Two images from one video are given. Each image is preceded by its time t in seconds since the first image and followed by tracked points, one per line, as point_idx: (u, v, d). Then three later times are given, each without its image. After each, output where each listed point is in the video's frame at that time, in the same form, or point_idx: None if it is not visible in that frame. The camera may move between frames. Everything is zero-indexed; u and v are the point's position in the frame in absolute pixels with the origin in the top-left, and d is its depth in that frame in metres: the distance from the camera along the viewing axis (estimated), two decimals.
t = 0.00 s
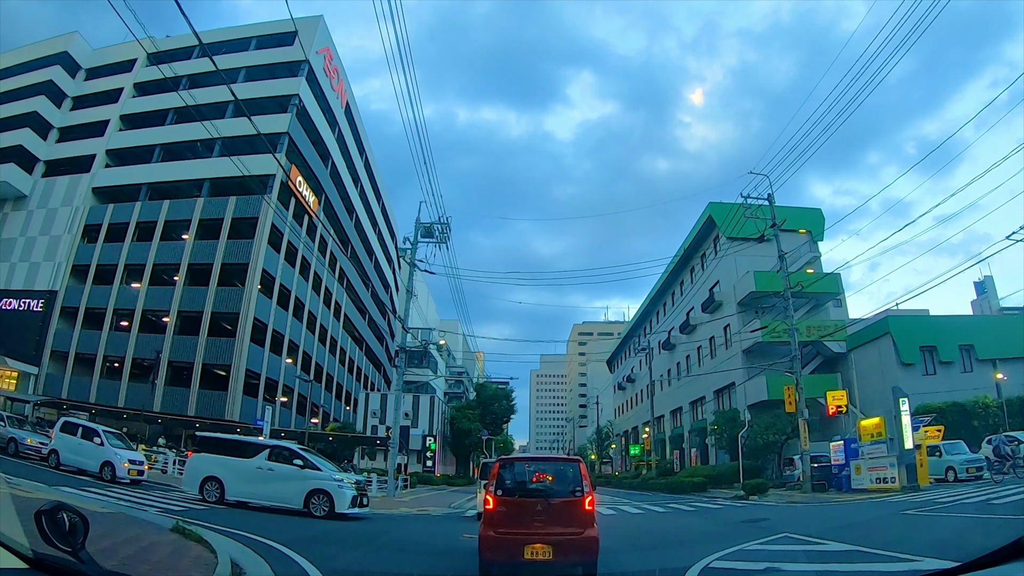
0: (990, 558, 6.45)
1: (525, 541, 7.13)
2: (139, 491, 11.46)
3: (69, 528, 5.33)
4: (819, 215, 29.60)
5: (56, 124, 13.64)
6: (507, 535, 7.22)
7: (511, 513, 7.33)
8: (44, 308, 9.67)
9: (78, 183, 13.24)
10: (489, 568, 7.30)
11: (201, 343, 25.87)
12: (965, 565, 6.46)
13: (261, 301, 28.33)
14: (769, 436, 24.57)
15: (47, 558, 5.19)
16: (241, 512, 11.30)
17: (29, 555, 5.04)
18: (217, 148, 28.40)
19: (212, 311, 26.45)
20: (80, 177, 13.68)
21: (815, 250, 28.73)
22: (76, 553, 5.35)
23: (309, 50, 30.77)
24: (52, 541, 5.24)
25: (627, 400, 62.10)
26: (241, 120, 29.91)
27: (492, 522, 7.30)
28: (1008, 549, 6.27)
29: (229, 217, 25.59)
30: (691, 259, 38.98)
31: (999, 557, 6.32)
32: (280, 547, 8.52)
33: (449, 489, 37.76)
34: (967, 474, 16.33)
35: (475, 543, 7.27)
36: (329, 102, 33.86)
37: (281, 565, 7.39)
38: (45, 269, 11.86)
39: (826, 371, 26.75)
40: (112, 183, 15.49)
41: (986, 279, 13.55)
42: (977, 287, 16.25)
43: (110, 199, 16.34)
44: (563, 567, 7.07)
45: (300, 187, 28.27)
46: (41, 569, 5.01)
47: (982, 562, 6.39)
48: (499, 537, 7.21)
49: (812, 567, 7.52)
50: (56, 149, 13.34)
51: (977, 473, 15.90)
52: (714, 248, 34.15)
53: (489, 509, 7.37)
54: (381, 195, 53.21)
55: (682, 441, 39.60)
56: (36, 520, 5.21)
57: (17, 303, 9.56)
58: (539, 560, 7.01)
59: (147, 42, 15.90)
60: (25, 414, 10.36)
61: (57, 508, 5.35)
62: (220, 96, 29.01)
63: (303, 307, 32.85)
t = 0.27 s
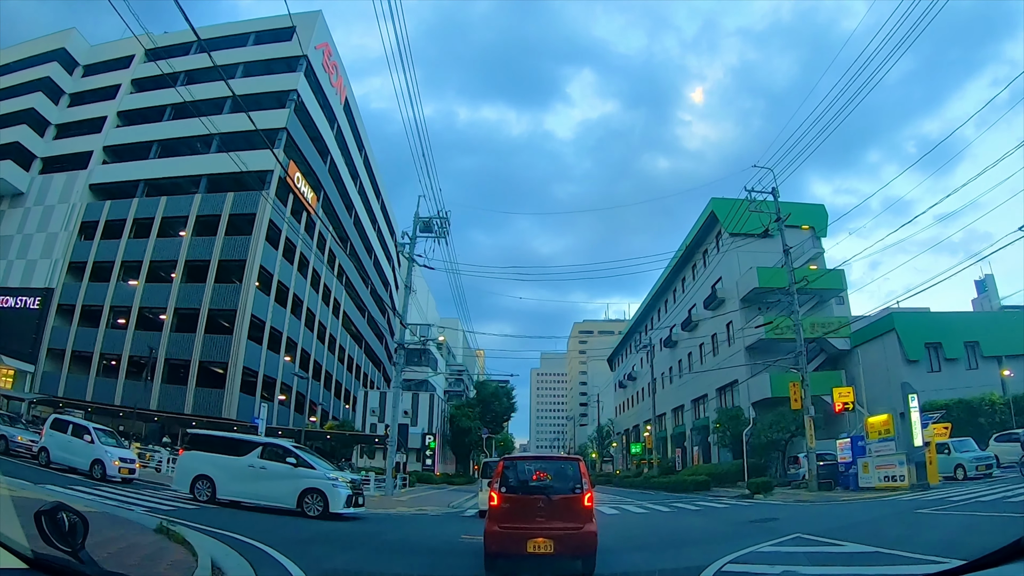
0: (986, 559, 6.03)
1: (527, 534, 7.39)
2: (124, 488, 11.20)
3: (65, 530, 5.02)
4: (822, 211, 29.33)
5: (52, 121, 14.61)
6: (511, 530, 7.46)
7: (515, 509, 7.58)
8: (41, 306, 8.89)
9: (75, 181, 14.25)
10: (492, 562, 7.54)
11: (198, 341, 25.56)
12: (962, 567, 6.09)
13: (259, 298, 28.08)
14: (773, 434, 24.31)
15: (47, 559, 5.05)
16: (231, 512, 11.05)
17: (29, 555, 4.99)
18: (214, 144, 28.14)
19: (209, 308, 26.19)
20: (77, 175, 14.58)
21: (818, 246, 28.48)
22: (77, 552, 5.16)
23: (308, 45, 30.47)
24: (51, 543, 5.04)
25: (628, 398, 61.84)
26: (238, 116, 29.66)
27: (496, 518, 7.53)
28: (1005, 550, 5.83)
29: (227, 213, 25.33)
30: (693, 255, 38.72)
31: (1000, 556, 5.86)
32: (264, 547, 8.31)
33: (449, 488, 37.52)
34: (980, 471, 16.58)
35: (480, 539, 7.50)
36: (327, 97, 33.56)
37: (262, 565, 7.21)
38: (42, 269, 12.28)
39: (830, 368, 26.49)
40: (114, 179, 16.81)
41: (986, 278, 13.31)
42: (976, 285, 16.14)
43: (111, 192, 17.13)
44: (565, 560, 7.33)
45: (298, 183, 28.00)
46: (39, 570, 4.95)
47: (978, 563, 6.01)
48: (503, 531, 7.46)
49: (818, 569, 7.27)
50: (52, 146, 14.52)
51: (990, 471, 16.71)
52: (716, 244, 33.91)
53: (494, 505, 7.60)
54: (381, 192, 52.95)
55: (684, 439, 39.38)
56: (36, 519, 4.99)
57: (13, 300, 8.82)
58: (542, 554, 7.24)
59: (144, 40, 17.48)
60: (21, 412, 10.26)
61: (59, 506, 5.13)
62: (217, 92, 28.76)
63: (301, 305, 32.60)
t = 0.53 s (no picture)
0: (987, 558, 5.95)
1: (529, 528, 7.50)
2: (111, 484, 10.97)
3: (66, 528, 5.10)
4: (825, 206, 29.08)
5: (50, 117, 16.94)
6: (515, 524, 7.58)
7: (518, 504, 7.70)
8: (37, 303, 8.60)
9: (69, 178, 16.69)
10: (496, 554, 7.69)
11: (194, 337, 25.02)
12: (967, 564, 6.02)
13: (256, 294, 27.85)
14: (777, 431, 24.08)
15: (48, 558, 5.12)
16: (220, 510, 10.82)
17: (28, 555, 5.02)
18: (212, 139, 27.91)
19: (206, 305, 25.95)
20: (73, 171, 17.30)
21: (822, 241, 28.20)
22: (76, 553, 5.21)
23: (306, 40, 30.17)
24: (51, 542, 5.10)
25: (629, 395, 61.56)
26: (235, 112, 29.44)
27: (500, 510, 7.68)
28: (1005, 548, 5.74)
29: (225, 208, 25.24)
30: (694, 251, 38.49)
31: (999, 556, 5.80)
32: (249, 546, 8.08)
33: (448, 486, 37.27)
34: (986, 469, 16.08)
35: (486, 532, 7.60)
36: (326, 93, 33.30)
37: (244, 564, 7.01)
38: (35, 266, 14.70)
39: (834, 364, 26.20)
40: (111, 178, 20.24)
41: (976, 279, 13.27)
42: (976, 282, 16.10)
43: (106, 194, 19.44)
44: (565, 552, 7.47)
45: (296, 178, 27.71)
46: (39, 569, 4.96)
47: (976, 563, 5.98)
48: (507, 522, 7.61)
49: (822, 571, 7.04)
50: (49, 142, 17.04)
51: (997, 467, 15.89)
52: (719, 239, 33.69)
53: (498, 500, 7.73)
54: (380, 189, 52.66)
55: (686, 437, 39.18)
56: (37, 519, 5.06)
57: (9, 297, 8.53)
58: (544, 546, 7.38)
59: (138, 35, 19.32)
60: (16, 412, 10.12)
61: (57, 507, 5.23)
62: (214, 87, 28.52)
63: (300, 302, 32.39)
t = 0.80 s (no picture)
0: (988, 558, 6.01)
1: (531, 521, 8.30)
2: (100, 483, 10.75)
3: (66, 529, 5.28)
4: (828, 200, 28.80)
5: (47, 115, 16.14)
6: (517, 517, 8.40)
7: (520, 498, 8.54)
8: (32, 302, 9.77)
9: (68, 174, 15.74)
10: (500, 546, 8.47)
11: (191, 334, 25.24)
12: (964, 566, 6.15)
13: (253, 290, 27.62)
14: (781, 428, 23.85)
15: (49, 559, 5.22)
16: (212, 510, 10.59)
17: (29, 556, 5.07)
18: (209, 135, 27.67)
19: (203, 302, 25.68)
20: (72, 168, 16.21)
21: (825, 236, 27.95)
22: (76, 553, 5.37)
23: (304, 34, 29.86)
24: (51, 542, 5.25)
25: (630, 392, 61.38)
26: (233, 107, 29.17)
27: (505, 505, 8.52)
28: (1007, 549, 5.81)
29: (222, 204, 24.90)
30: (696, 247, 38.23)
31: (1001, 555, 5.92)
32: (231, 546, 7.90)
33: (448, 484, 37.06)
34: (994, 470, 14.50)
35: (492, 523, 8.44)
36: (324, 88, 32.99)
37: (222, 563, 6.84)
38: (32, 264, 14.11)
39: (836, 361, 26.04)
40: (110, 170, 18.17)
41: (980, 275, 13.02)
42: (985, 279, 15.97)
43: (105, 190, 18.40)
44: (565, 542, 8.32)
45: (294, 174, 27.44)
46: (39, 569, 5.02)
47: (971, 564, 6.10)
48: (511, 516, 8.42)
49: (828, 574, 6.79)
50: (49, 140, 15.92)
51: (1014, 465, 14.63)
52: (721, 234, 33.44)
53: (502, 495, 8.57)
54: (379, 186, 52.36)
55: (688, 434, 38.99)
56: (37, 520, 5.27)
57: (8, 296, 9.68)
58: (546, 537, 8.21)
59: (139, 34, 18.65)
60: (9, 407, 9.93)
61: (57, 508, 5.41)
62: (212, 82, 28.26)
63: (298, 298, 32.20)
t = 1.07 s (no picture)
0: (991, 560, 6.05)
1: (533, 515, 8.91)
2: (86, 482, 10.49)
3: (67, 526, 5.37)
4: (831, 195, 28.57)
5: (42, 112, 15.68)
6: (521, 511, 8.98)
7: (523, 493, 9.14)
8: (29, 300, 9.63)
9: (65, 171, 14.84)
10: (503, 537, 9.06)
11: (188, 331, 24.92)
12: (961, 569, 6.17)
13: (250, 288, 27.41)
14: (785, 425, 23.65)
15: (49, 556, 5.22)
16: (203, 510, 10.35)
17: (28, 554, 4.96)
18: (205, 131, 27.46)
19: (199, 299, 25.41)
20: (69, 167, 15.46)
21: (827, 231, 27.73)
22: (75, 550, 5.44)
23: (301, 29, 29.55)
24: (52, 539, 5.30)
25: (631, 390, 61.13)
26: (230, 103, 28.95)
27: (508, 499, 9.13)
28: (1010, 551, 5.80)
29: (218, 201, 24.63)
30: (697, 243, 37.99)
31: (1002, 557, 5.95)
32: (213, 547, 7.64)
33: (448, 483, 36.80)
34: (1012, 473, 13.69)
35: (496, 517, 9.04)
36: (322, 84, 32.70)
37: (199, 564, 6.62)
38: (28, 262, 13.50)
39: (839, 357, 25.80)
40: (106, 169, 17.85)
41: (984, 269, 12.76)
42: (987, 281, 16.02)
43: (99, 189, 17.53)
44: (564, 536, 8.85)
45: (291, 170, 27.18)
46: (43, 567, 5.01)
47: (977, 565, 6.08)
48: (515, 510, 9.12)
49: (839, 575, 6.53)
50: (44, 138, 15.43)
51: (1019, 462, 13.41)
52: (723, 229, 33.22)
53: (507, 490, 9.18)
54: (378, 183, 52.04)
55: (690, 432, 38.76)
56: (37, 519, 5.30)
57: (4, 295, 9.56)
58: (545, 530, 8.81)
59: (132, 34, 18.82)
60: None
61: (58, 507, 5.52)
62: (208, 78, 27.98)
63: (295, 296, 31.99)
